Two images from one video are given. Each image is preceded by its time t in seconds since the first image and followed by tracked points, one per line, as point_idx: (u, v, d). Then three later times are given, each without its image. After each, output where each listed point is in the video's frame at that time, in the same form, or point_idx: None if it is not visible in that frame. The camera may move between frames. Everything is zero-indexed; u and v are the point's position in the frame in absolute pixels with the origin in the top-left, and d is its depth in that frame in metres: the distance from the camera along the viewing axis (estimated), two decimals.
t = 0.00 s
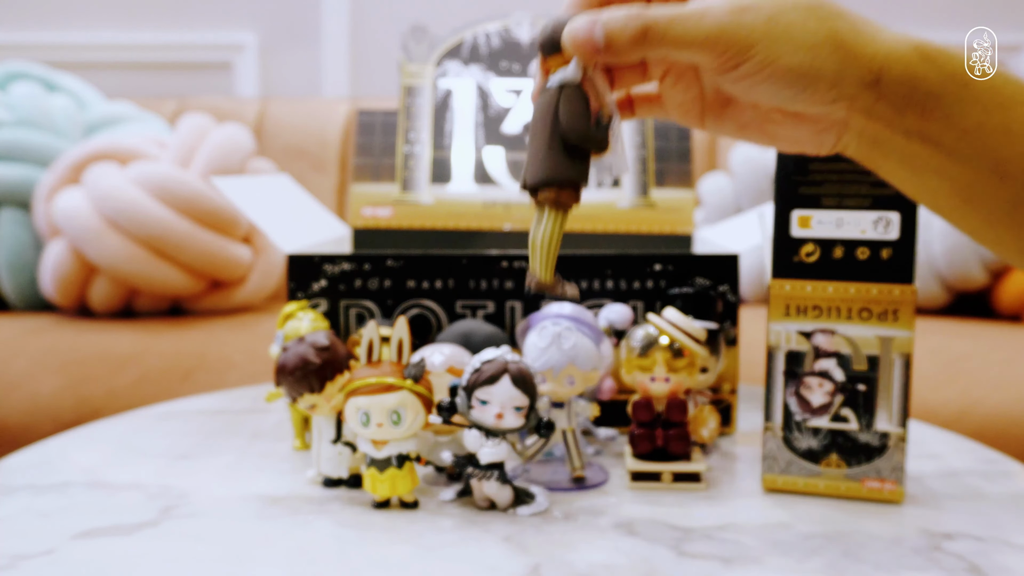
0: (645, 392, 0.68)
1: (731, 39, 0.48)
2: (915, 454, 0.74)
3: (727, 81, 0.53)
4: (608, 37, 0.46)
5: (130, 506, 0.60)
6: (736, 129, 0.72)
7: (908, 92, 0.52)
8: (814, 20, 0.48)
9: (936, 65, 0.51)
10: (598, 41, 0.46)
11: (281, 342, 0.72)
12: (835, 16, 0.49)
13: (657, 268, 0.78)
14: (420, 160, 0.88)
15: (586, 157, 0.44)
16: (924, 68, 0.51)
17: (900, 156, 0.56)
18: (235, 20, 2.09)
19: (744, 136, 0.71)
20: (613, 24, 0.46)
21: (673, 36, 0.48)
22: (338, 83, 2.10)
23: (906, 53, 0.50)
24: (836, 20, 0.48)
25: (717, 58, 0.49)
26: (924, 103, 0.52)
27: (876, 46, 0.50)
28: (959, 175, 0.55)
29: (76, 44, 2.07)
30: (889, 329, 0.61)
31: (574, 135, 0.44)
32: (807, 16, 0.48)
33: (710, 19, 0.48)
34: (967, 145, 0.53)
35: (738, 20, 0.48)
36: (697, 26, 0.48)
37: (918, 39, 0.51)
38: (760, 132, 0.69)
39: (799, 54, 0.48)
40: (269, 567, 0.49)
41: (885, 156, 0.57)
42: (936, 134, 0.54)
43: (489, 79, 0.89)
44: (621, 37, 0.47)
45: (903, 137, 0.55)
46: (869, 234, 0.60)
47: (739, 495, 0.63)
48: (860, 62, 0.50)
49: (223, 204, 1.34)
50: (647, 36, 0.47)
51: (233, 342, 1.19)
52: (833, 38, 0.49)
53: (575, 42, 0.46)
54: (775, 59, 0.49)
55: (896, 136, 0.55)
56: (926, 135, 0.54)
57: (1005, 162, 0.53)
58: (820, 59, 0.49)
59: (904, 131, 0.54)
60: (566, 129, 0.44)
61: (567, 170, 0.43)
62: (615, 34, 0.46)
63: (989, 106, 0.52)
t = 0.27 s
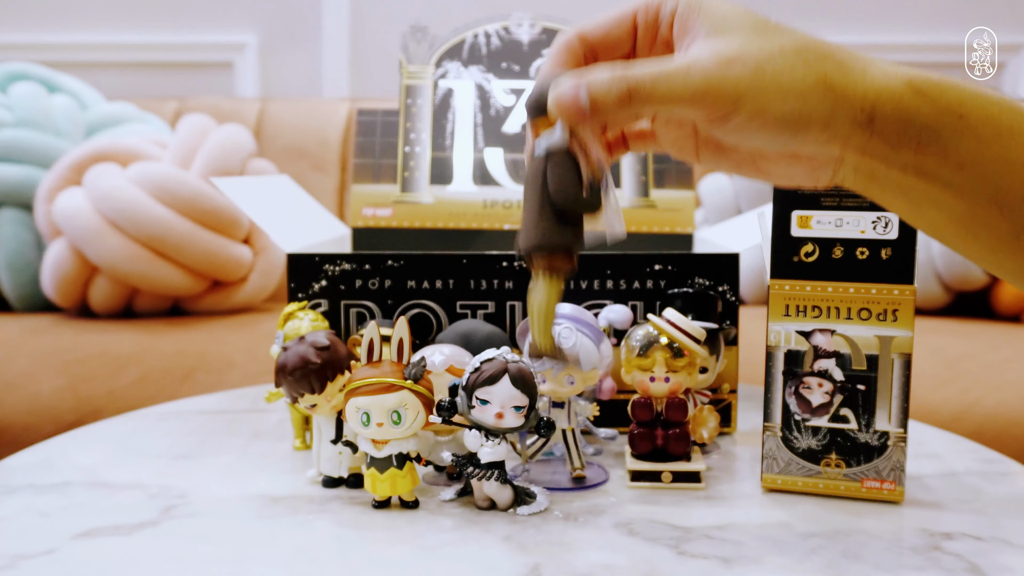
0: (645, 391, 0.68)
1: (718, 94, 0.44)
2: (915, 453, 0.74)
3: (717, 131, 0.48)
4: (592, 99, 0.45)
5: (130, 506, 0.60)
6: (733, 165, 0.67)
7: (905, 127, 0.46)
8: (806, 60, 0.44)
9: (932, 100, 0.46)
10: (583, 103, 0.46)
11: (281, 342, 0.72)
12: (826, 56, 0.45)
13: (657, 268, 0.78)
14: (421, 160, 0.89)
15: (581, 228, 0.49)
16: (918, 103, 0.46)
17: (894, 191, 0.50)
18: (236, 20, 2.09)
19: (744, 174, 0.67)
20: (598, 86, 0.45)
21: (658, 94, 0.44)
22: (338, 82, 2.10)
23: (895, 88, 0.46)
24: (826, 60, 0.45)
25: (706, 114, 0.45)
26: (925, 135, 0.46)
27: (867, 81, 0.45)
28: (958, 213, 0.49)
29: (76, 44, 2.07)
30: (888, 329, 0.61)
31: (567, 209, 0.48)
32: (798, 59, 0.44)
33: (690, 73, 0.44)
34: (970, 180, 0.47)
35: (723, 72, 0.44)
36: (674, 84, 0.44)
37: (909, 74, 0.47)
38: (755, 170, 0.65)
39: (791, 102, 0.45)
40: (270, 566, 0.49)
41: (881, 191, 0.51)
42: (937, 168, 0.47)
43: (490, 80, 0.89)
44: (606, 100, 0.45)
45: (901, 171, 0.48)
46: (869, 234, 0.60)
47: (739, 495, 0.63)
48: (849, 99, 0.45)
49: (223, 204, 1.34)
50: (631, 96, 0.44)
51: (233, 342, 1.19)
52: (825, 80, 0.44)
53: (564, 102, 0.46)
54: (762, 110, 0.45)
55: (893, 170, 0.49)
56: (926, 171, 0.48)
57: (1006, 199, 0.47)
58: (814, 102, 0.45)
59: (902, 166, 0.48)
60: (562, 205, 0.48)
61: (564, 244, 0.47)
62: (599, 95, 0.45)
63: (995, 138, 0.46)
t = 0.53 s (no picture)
0: (645, 391, 0.68)
1: (690, 171, 0.45)
2: (915, 453, 0.74)
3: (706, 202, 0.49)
4: (570, 181, 0.46)
5: (130, 506, 0.60)
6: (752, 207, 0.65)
7: (885, 170, 0.46)
8: (780, 123, 0.45)
9: (908, 139, 0.46)
10: (562, 187, 0.46)
11: (281, 342, 0.72)
12: (800, 116, 0.46)
13: (657, 268, 0.78)
14: (421, 160, 0.89)
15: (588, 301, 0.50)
16: (894, 144, 0.46)
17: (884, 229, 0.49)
18: (236, 20, 2.09)
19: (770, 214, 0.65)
20: (574, 170, 0.46)
21: (636, 171, 0.45)
22: (338, 82, 2.10)
23: (871, 133, 0.46)
24: (800, 119, 0.45)
25: (683, 187, 0.46)
26: (906, 175, 0.46)
27: (841, 132, 0.46)
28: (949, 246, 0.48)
29: (76, 44, 2.07)
30: (888, 328, 0.61)
31: (563, 288, 0.49)
32: (772, 120, 0.45)
33: (666, 150, 0.45)
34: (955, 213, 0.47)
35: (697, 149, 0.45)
36: (648, 162, 0.45)
37: (885, 115, 0.46)
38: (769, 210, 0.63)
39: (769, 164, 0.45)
40: (270, 566, 0.49)
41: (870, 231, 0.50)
42: (920, 205, 0.47)
43: (490, 80, 0.89)
44: (583, 180, 0.46)
45: (886, 211, 0.48)
46: (869, 234, 0.60)
47: (739, 495, 0.63)
48: (823, 151, 0.45)
49: (223, 204, 1.34)
50: (608, 176, 0.45)
51: (233, 342, 1.19)
52: (800, 138, 0.45)
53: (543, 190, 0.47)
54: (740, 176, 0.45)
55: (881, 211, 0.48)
56: (912, 210, 0.47)
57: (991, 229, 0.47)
58: (792, 163, 0.45)
59: (894, 210, 0.47)
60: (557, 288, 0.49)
61: (564, 320, 0.49)
62: (576, 178, 0.46)
63: (971, 169, 0.46)
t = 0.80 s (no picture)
0: (645, 391, 0.67)
1: (639, 207, 0.47)
2: (915, 454, 0.74)
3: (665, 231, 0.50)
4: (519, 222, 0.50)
5: (131, 506, 0.60)
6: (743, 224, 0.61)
7: (835, 189, 0.46)
8: (723, 153, 0.47)
9: (858, 158, 0.46)
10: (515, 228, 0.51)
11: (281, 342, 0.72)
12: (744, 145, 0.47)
13: (657, 268, 0.78)
14: (421, 160, 0.89)
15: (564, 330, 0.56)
16: (843, 165, 0.46)
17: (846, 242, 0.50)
18: (236, 20, 2.09)
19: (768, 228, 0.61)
20: (520, 211, 0.50)
21: (577, 210, 0.48)
22: (338, 83, 2.10)
23: (818, 153, 0.47)
24: (743, 147, 0.47)
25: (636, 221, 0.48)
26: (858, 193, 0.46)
27: (786, 155, 0.47)
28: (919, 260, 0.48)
29: (76, 44, 2.07)
30: (888, 329, 0.61)
31: (518, 317, 0.57)
32: (715, 149, 0.47)
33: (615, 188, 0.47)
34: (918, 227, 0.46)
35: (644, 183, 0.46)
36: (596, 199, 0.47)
37: (831, 135, 0.47)
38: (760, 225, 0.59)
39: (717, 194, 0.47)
40: (270, 566, 0.49)
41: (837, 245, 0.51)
42: (877, 220, 0.47)
43: (490, 80, 0.89)
44: (530, 222, 0.50)
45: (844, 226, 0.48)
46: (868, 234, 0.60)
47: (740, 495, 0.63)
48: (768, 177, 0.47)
49: (223, 204, 1.34)
50: (554, 214, 0.49)
51: (233, 342, 1.19)
52: (745, 164, 0.46)
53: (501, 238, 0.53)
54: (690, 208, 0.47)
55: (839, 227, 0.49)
56: (876, 228, 0.47)
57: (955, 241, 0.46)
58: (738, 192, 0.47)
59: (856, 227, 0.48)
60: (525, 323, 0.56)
61: (523, 347, 0.57)
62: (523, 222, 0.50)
63: (929, 181, 0.46)
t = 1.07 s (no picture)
0: (645, 391, 0.67)
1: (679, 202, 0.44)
2: (915, 454, 0.74)
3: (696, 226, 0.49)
4: (554, 222, 0.47)
5: (130, 506, 0.60)
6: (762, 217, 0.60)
7: (872, 177, 0.47)
8: (758, 142, 0.45)
9: (889, 149, 0.46)
10: (549, 228, 0.48)
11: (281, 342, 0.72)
12: (777, 134, 0.46)
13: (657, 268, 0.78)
14: (421, 160, 0.89)
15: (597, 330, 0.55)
16: (873, 154, 0.46)
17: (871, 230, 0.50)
18: (236, 20, 2.09)
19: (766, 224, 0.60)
20: (553, 210, 0.47)
21: (611, 208, 0.45)
22: (338, 83, 2.10)
23: (852, 146, 0.46)
24: (778, 139, 0.46)
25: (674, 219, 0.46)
26: (893, 182, 0.47)
27: (819, 148, 0.46)
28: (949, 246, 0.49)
29: (76, 44, 2.07)
30: (888, 329, 0.61)
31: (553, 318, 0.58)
32: (749, 142, 0.46)
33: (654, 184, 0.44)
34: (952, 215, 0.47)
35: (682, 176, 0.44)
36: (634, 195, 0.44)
37: (861, 125, 0.47)
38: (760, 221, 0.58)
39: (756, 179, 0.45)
40: (270, 566, 0.49)
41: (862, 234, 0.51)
42: (910, 213, 0.48)
43: (490, 80, 0.89)
44: (566, 221, 0.47)
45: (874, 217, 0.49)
46: (869, 234, 0.60)
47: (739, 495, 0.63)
48: (807, 166, 0.46)
49: (223, 204, 1.34)
50: (589, 214, 0.46)
51: (233, 342, 1.19)
52: (782, 158, 0.46)
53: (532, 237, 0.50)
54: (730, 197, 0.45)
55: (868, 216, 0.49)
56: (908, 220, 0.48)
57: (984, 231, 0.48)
58: (778, 179, 0.46)
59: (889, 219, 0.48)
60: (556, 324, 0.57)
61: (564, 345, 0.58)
62: (556, 222, 0.47)
63: (957, 170, 0.47)
